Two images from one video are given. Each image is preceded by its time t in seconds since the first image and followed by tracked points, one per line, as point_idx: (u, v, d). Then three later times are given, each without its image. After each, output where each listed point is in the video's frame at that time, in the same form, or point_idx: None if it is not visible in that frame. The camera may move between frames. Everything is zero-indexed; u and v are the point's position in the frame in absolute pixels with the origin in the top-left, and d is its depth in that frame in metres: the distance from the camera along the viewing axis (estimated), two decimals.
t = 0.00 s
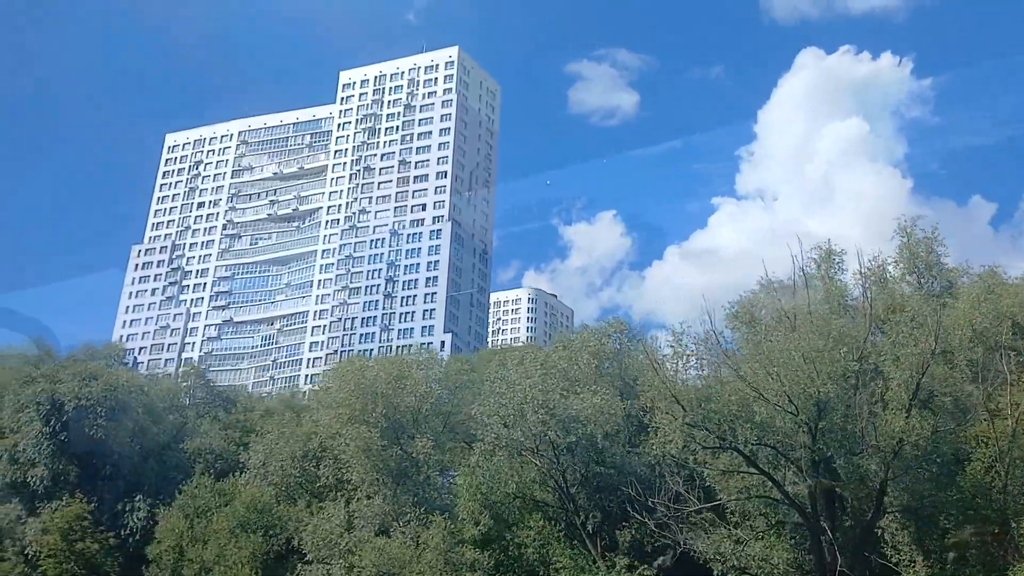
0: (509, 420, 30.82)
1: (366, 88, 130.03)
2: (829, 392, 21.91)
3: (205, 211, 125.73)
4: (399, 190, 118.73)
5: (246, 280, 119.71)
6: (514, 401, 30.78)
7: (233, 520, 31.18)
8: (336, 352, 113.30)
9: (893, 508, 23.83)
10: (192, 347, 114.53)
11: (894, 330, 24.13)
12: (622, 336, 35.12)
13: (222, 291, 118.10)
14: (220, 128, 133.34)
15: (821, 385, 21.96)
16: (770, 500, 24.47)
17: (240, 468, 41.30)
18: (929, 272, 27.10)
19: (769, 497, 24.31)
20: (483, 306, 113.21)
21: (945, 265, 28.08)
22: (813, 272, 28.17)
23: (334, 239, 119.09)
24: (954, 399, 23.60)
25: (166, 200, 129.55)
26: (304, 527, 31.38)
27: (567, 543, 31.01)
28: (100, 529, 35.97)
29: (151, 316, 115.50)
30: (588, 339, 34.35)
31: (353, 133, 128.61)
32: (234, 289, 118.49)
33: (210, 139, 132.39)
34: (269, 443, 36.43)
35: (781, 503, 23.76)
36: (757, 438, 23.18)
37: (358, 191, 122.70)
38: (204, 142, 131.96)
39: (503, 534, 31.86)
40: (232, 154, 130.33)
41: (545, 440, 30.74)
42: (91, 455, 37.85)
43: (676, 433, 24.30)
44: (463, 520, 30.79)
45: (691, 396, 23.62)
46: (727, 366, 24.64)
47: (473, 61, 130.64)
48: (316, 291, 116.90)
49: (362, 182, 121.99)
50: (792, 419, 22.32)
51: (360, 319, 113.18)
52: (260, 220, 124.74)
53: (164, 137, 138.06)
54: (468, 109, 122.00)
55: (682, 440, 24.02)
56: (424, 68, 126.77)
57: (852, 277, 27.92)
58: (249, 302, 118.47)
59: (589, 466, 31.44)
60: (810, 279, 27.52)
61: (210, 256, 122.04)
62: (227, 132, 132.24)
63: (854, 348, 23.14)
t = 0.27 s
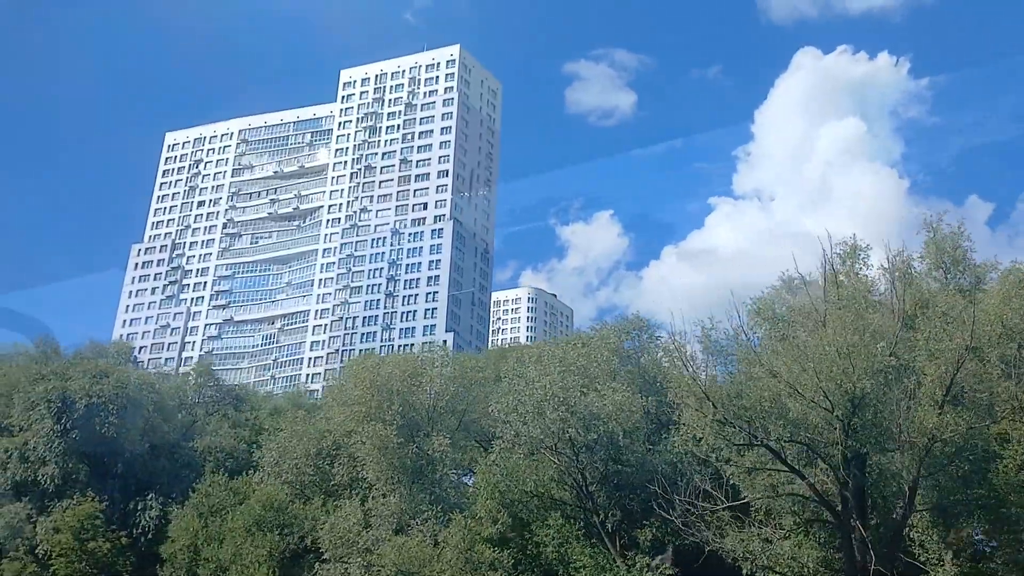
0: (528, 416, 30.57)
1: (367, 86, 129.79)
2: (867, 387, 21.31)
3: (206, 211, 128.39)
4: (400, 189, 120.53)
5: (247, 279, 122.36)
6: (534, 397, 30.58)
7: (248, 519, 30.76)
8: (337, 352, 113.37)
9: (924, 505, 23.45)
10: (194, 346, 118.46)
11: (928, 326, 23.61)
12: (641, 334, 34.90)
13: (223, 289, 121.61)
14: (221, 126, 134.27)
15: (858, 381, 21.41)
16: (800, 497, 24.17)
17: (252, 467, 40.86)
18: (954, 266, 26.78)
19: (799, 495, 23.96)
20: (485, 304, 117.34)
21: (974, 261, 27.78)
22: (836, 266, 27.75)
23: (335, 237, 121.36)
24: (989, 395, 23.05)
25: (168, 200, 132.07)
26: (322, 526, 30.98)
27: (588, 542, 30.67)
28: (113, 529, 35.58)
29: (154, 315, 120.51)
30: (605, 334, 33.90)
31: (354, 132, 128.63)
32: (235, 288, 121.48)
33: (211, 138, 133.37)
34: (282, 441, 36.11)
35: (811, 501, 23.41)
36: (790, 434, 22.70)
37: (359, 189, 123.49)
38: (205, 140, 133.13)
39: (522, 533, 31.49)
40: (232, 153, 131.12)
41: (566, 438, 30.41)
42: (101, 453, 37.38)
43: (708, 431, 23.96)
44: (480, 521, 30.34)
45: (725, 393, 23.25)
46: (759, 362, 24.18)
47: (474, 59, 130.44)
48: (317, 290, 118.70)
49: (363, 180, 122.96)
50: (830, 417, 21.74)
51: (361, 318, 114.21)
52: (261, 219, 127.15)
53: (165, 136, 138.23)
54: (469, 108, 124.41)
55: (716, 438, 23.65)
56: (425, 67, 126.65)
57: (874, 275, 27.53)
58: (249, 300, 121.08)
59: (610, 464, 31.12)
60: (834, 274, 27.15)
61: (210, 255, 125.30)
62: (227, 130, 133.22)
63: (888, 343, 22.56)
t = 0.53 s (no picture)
0: (548, 415, 30.30)
1: (368, 87, 129.77)
2: (905, 384, 20.91)
3: (204, 211, 127.90)
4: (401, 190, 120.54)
5: (247, 280, 121.99)
6: (555, 396, 30.37)
7: (265, 521, 30.43)
8: (339, 354, 113.56)
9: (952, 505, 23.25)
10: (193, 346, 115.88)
11: (959, 323, 23.33)
12: (659, 332, 33.98)
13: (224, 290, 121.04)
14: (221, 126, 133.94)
15: (897, 378, 20.98)
16: (831, 495, 23.94)
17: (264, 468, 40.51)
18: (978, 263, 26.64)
19: (830, 493, 23.74)
20: (487, 305, 117.08)
21: (1000, 257, 27.66)
22: (860, 261, 27.53)
23: (336, 238, 121.25)
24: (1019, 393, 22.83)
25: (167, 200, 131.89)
26: (340, 527, 30.64)
27: (609, 543, 30.38)
28: (126, 530, 35.30)
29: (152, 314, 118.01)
30: (624, 333, 33.46)
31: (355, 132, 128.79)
32: (235, 289, 121.22)
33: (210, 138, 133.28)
34: (297, 442, 35.89)
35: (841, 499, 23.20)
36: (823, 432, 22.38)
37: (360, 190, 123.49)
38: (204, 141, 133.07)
39: (542, 534, 31.18)
40: (232, 154, 130.98)
41: (588, 437, 30.11)
42: (113, 454, 36.98)
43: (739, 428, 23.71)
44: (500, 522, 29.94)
45: (756, 390, 23.00)
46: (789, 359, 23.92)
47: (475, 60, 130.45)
48: (318, 291, 118.44)
49: (364, 181, 122.79)
50: (867, 414, 21.31)
51: (362, 320, 114.46)
52: (261, 220, 126.30)
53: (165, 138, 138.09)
54: (470, 108, 124.26)
55: (747, 435, 23.42)
56: (426, 68, 126.59)
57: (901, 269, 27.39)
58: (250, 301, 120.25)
59: (631, 463, 30.81)
60: (857, 270, 26.96)
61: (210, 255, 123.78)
62: (226, 131, 133.06)
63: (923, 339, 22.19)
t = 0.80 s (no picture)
0: (569, 413, 29.97)
1: (369, 86, 129.22)
2: (943, 379, 20.56)
3: (205, 209, 127.96)
4: (403, 188, 120.26)
5: (248, 279, 121.58)
6: (577, 392, 29.98)
7: (282, 519, 30.11)
8: (341, 353, 112.76)
9: (987, 502, 22.98)
10: (195, 346, 116.80)
11: (992, 316, 22.94)
12: (679, 327, 33.30)
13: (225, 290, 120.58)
14: (221, 125, 133.57)
15: (934, 373, 20.65)
16: (861, 491, 23.77)
17: (276, 467, 40.14)
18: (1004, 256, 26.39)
19: (861, 490, 23.53)
20: (489, 304, 117.28)
21: None
22: (888, 255, 27.28)
23: (338, 237, 120.88)
24: None
25: (169, 199, 132.18)
26: (360, 525, 30.35)
27: (630, 542, 30.13)
28: (140, 529, 34.92)
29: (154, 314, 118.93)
30: (645, 328, 33.02)
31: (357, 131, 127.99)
32: (237, 289, 120.73)
33: (211, 137, 133.07)
34: (312, 440, 35.69)
35: (874, 496, 22.95)
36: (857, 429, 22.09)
37: (362, 189, 123.13)
38: (205, 140, 133.01)
39: (561, 533, 30.93)
40: (233, 153, 130.65)
41: (613, 434, 29.81)
42: (125, 452, 36.61)
43: (770, 423, 23.38)
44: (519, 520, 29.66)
45: (789, 384, 22.64)
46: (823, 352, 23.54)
47: (476, 58, 130.02)
48: (320, 290, 118.00)
49: (365, 180, 123.17)
50: (904, 410, 20.96)
51: (364, 319, 113.78)
52: (262, 219, 126.76)
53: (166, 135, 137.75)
54: (473, 107, 123.91)
55: (779, 430, 23.11)
56: (428, 66, 126.08)
57: (928, 265, 27.11)
58: (251, 301, 120.19)
59: (653, 461, 30.52)
60: (884, 264, 26.68)
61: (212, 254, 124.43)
62: (227, 130, 132.76)
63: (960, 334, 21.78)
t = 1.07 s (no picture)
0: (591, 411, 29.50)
1: (370, 85, 128.73)
2: (984, 375, 20.15)
3: (207, 209, 128.71)
4: (405, 188, 119.74)
5: (249, 279, 122.32)
6: (599, 390, 29.43)
7: (300, 518, 29.61)
8: (342, 353, 112.23)
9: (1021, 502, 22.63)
10: (196, 345, 118.81)
11: None
12: (700, 325, 32.61)
13: (226, 290, 122.01)
14: (223, 125, 133.39)
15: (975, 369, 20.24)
16: (892, 490, 23.49)
17: (288, 466, 39.79)
18: None
19: (893, 488, 23.24)
20: (490, 304, 117.05)
21: None
22: (914, 252, 26.98)
23: (340, 237, 120.45)
24: None
25: (171, 199, 132.97)
26: (378, 523, 30.01)
27: (650, 541, 29.87)
28: (152, 529, 34.52)
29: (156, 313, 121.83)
30: (666, 327, 32.54)
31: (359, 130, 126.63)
32: (238, 288, 121.82)
33: (212, 137, 133.07)
34: (326, 439, 35.37)
35: (907, 494, 22.63)
36: (893, 425, 21.73)
37: (364, 188, 122.65)
38: (207, 139, 133.24)
39: (581, 532, 30.68)
40: (234, 153, 130.47)
41: (637, 432, 29.36)
42: (138, 451, 36.21)
43: (802, 420, 22.91)
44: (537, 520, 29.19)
45: (822, 380, 22.20)
46: (857, 348, 23.09)
47: (479, 57, 129.58)
48: (321, 290, 117.77)
49: (367, 180, 122.40)
50: (944, 407, 20.59)
51: (366, 318, 113.28)
52: (262, 219, 126.81)
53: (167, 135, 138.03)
54: (475, 106, 123.50)
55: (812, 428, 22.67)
56: (430, 65, 125.56)
57: (956, 261, 27.04)
58: (251, 300, 120.94)
59: (675, 461, 30.15)
60: (911, 261, 26.33)
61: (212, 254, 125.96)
62: (228, 129, 132.59)
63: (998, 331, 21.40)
